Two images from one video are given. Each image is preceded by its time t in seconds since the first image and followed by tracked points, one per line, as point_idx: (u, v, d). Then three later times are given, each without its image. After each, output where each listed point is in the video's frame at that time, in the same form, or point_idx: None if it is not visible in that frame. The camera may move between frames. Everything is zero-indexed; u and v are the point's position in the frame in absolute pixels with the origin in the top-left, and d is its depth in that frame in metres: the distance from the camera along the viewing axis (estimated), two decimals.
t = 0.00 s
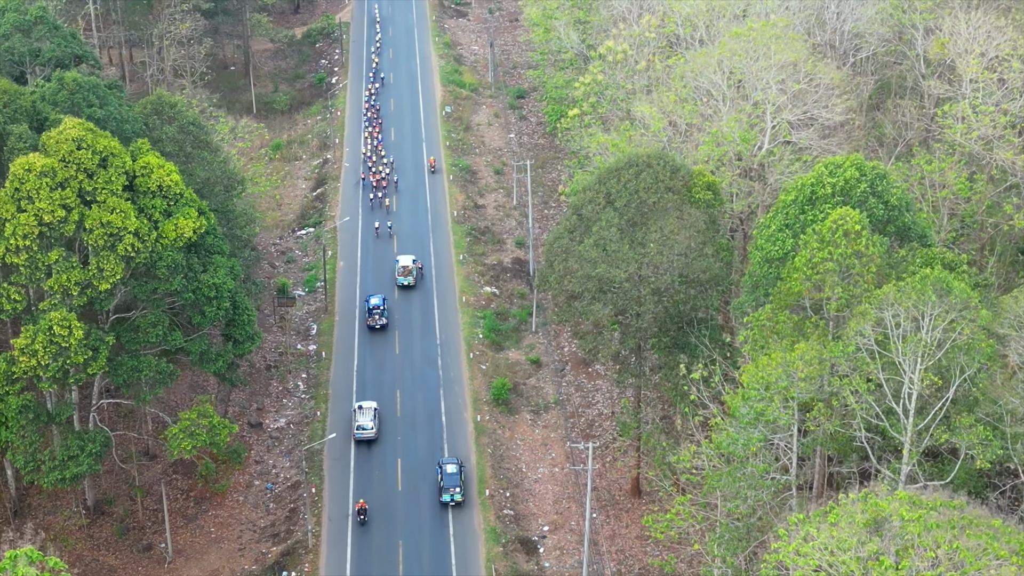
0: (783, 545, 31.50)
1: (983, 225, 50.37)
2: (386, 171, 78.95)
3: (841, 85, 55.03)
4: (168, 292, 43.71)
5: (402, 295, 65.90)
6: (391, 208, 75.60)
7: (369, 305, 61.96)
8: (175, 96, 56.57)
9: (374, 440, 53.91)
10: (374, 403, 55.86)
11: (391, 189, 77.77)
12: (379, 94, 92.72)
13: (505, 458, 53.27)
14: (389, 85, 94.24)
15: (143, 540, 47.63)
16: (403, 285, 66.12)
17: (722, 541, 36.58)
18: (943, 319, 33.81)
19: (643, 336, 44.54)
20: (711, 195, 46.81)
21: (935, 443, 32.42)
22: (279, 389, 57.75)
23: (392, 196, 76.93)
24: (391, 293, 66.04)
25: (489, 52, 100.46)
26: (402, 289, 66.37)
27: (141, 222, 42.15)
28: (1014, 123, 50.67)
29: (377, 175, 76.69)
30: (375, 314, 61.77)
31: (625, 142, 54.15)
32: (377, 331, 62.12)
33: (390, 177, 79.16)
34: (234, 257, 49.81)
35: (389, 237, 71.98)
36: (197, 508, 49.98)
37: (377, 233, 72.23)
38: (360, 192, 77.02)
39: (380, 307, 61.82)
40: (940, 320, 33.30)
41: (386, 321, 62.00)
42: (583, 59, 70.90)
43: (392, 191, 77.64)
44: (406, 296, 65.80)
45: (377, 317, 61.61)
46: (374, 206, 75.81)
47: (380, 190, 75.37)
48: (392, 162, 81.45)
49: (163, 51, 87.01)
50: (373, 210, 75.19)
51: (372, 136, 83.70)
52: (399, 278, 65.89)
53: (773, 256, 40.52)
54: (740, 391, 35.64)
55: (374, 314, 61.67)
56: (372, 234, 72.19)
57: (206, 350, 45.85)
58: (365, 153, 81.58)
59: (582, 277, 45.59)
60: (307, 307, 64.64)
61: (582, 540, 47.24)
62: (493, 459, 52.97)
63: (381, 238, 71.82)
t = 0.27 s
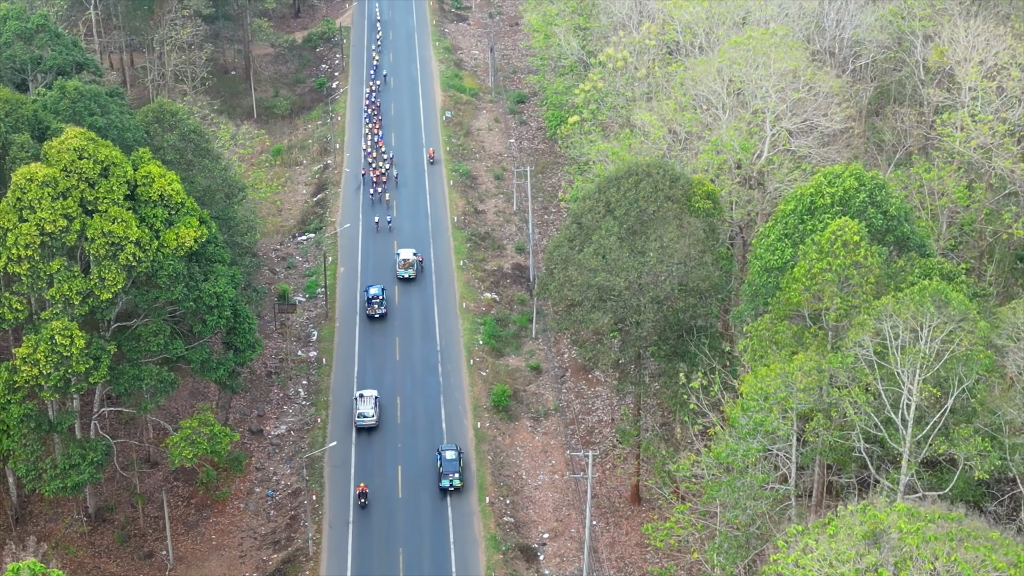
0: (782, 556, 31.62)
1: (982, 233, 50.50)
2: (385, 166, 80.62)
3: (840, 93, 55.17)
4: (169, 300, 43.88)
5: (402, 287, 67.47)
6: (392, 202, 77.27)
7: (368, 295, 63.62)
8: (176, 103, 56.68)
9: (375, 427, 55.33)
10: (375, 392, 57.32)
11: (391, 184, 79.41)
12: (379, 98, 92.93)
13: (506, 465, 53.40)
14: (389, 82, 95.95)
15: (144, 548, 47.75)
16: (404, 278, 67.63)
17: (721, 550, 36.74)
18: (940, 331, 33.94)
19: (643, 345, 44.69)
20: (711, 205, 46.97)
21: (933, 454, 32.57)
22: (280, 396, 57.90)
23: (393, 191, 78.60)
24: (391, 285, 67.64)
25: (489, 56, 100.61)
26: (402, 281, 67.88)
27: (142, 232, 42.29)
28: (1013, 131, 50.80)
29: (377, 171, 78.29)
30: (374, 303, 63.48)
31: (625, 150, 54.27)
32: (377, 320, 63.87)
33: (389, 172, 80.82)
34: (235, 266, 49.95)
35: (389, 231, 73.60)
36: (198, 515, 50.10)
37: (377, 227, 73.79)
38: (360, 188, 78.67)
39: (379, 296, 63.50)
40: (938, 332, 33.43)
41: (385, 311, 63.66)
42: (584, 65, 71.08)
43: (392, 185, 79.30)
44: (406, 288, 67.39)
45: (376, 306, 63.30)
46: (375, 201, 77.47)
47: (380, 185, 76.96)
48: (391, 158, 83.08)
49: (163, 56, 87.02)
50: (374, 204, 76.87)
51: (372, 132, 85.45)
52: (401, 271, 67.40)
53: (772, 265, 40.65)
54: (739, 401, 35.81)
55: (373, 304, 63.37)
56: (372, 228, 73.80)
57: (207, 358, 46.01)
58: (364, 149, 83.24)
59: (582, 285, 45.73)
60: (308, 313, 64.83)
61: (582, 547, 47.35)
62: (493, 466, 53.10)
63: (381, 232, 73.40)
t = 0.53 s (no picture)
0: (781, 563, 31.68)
1: (980, 238, 50.60)
2: (385, 159, 82.16)
3: (840, 98, 55.29)
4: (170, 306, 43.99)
5: (402, 277, 68.94)
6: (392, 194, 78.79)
7: (367, 282, 65.22)
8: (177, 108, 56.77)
9: (375, 412, 56.70)
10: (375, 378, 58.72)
11: (391, 176, 80.94)
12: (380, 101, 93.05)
13: (506, 469, 53.48)
14: (388, 77, 97.37)
15: (145, 552, 47.82)
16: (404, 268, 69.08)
17: (721, 556, 36.86)
18: (939, 339, 33.98)
19: (643, 350, 44.78)
20: (711, 210, 47.05)
21: (932, 461, 32.68)
22: (280, 400, 57.99)
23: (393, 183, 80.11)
24: (391, 275, 69.13)
25: (489, 59, 100.69)
26: (403, 272, 69.29)
27: (143, 238, 42.38)
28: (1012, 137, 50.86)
29: (377, 164, 79.79)
30: (373, 291, 65.09)
31: (626, 155, 54.35)
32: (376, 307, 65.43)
33: (389, 165, 82.35)
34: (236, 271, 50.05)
35: (389, 222, 75.10)
36: (199, 520, 50.15)
37: (377, 219, 75.25)
38: (360, 180, 80.19)
39: (378, 284, 65.10)
40: (937, 340, 33.48)
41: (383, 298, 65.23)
42: (583, 69, 71.18)
43: (392, 178, 80.81)
44: (405, 277, 68.86)
45: (375, 293, 64.92)
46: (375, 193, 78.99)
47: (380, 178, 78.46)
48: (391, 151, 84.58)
49: (164, 59, 87.02)
50: (374, 196, 78.37)
51: (372, 126, 86.87)
52: (402, 262, 68.81)
53: (772, 271, 40.74)
54: (739, 408, 35.92)
55: (372, 291, 64.98)
56: (372, 220, 75.28)
57: (208, 363, 46.12)
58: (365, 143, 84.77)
59: (582, 291, 45.84)
60: (309, 317, 64.94)
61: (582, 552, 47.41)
62: (493, 470, 53.18)
63: (382, 224, 74.85)
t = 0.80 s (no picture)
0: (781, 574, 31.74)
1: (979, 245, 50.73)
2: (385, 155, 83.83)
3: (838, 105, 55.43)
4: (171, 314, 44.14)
5: (402, 269, 70.53)
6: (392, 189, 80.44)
7: (367, 272, 66.93)
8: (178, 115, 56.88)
9: (376, 402, 58.18)
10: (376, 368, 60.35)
11: (391, 172, 82.64)
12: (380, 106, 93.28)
13: (506, 476, 53.59)
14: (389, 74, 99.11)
15: (146, 560, 47.90)
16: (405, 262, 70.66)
17: (721, 565, 36.99)
18: (938, 350, 34.08)
19: (643, 358, 44.90)
20: (710, 219, 47.21)
21: (931, 471, 32.77)
22: (281, 407, 58.10)
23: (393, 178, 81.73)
24: (391, 267, 70.72)
25: (490, 64, 100.84)
26: (403, 265, 70.83)
27: (144, 247, 42.55)
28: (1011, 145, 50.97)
29: (377, 160, 81.42)
30: (373, 281, 66.79)
31: (626, 163, 54.45)
32: (375, 297, 67.11)
33: (389, 161, 84.02)
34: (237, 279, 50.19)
35: (389, 217, 76.77)
36: (200, 527, 50.20)
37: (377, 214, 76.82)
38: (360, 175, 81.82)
39: (377, 274, 66.82)
40: (936, 351, 33.59)
41: (383, 288, 66.92)
42: (583, 75, 71.33)
43: (392, 174, 82.46)
44: (405, 270, 70.47)
45: (375, 283, 66.61)
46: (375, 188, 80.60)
47: (380, 174, 80.11)
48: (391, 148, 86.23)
49: (164, 64, 87.12)
50: (374, 191, 80.00)
51: (372, 123, 88.62)
52: (403, 256, 70.36)
53: (771, 280, 40.84)
54: (738, 419, 36.04)
55: (372, 281, 66.69)
56: (372, 214, 76.88)
57: (209, 372, 46.27)
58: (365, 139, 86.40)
59: (582, 299, 45.96)
60: (309, 323, 65.08)
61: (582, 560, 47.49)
62: (493, 477, 53.31)
63: (382, 219, 76.44)
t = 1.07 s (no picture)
0: None
1: (978, 254, 50.90)
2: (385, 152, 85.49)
3: (838, 114, 55.60)
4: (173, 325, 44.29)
5: (403, 263, 72.06)
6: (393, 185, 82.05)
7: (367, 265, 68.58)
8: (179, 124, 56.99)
9: (377, 392, 59.63)
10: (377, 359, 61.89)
11: (391, 168, 84.27)
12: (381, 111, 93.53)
13: (506, 484, 53.73)
14: (389, 72, 100.75)
15: (147, 569, 47.97)
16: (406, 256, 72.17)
17: None
18: (937, 363, 34.21)
19: (643, 368, 45.04)
20: (710, 229, 47.33)
21: (929, 483, 32.90)
22: (281, 414, 58.24)
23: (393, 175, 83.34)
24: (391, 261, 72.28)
25: (490, 69, 101.01)
26: (405, 259, 72.33)
27: (146, 258, 42.70)
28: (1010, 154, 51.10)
29: (377, 157, 82.99)
30: (373, 273, 68.42)
31: (626, 172, 54.59)
32: (375, 288, 68.77)
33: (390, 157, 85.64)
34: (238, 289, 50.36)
35: (389, 212, 78.36)
36: (201, 535, 50.22)
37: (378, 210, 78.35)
38: (361, 172, 83.46)
39: (377, 266, 68.46)
40: (935, 364, 33.72)
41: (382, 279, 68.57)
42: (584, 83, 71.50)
43: (392, 170, 84.07)
44: (405, 264, 72.06)
45: (375, 275, 68.24)
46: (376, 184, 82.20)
47: (381, 170, 81.67)
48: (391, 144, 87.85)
49: (165, 70, 87.27)
50: (375, 187, 81.63)
51: (373, 121, 90.23)
52: (404, 250, 71.87)
53: (770, 291, 40.97)
54: (738, 431, 36.18)
55: (372, 273, 68.33)
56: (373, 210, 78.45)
57: (210, 382, 46.41)
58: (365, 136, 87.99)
59: (582, 309, 46.13)
60: (310, 330, 65.24)
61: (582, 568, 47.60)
62: (493, 486, 53.43)
63: (383, 214, 77.99)
